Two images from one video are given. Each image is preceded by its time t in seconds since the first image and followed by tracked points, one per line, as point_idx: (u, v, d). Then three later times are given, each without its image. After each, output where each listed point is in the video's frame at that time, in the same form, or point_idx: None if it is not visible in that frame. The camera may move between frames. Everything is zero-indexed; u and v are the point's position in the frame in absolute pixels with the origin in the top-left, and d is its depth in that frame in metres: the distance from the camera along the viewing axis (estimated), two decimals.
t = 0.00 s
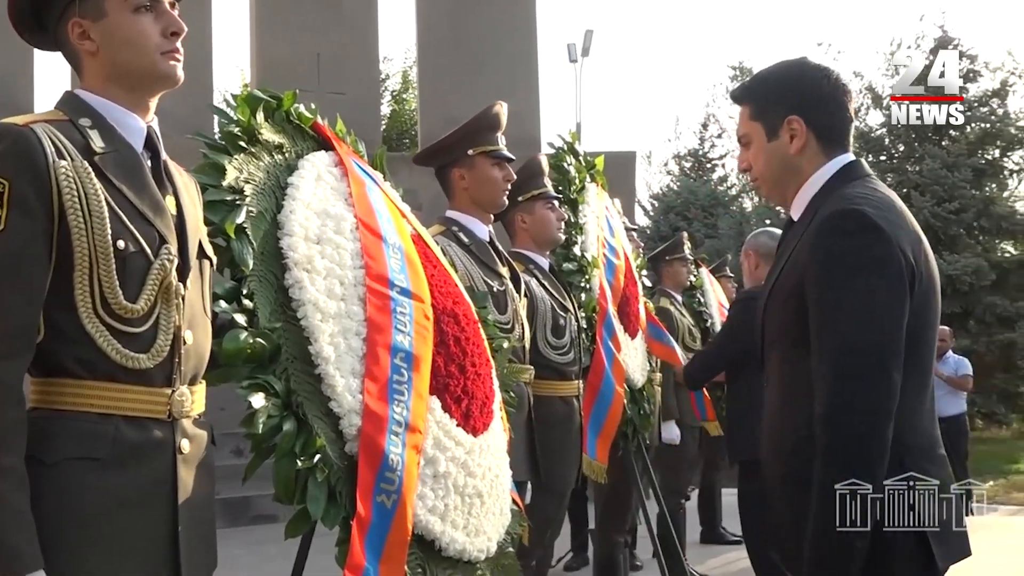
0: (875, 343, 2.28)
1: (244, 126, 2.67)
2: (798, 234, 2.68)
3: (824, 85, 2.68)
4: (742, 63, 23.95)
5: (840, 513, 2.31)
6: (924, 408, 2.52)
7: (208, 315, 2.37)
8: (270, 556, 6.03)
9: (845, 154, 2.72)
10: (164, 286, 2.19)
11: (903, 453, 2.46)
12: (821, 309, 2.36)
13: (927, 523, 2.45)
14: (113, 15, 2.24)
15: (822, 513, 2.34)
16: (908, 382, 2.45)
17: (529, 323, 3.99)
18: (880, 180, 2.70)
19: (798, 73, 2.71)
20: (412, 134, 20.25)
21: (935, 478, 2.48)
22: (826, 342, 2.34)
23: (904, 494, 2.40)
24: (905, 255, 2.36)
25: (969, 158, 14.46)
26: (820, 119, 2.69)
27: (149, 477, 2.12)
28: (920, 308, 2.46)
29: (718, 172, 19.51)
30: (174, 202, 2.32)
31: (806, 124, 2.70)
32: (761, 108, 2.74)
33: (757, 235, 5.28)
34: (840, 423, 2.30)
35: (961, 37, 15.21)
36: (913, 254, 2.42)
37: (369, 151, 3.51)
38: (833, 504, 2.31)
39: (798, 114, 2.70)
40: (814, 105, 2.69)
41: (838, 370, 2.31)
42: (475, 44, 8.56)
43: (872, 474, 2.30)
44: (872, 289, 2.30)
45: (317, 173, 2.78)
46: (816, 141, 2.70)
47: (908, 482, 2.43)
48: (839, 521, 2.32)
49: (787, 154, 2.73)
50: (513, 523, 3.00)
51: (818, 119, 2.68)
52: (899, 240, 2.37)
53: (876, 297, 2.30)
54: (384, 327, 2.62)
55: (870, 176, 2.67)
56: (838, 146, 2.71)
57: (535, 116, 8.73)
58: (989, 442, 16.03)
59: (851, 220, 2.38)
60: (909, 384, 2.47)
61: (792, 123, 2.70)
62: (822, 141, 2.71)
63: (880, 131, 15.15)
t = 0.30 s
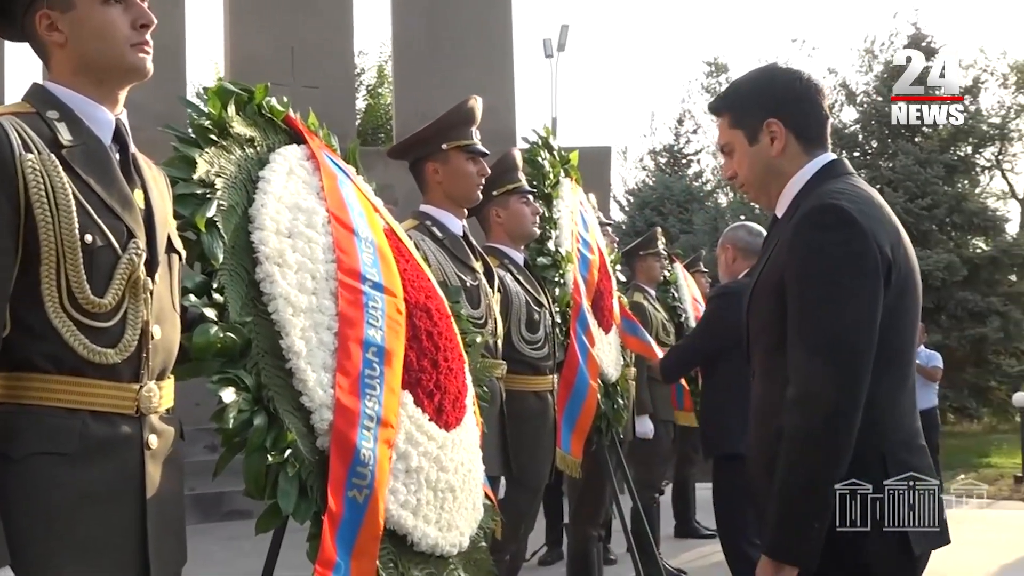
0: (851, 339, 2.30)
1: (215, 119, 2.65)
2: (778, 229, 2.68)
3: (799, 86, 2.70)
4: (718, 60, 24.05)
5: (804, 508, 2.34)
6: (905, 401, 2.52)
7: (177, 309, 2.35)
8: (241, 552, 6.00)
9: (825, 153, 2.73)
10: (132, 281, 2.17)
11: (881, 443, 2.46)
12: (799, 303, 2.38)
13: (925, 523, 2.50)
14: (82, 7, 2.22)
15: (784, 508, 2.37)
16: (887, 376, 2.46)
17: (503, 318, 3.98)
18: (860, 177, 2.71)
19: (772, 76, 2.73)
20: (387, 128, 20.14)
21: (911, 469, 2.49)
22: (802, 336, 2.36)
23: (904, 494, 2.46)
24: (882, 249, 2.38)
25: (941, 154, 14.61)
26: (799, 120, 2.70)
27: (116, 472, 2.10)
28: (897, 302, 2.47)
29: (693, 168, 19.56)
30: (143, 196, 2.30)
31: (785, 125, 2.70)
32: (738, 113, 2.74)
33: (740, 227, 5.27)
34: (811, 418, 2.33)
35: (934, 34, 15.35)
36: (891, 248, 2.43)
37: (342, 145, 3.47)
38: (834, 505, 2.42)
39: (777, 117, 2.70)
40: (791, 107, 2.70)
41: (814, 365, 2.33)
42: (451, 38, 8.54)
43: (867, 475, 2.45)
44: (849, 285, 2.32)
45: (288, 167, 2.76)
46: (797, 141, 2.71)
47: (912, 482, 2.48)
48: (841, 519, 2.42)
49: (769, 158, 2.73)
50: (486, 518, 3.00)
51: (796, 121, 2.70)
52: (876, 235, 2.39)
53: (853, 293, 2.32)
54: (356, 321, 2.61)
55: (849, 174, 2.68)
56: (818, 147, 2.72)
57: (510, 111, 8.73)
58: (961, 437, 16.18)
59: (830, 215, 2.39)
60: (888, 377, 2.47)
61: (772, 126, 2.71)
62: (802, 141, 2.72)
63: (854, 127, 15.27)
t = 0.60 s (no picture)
0: (832, 331, 2.32)
1: (189, 113, 2.63)
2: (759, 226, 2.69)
3: (770, 90, 2.73)
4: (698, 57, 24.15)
5: (795, 504, 2.34)
6: (891, 391, 2.52)
7: (149, 303, 2.33)
8: (218, 548, 5.98)
9: (799, 155, 2.74)
10: (104, 274, 2.15)
11: (874, 427, 2.46)
12: (782, 296, 2.40)
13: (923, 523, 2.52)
14: None
15: (777, 504, 2.37)
16: (871, 369, 2.47)
17: (480, 313, 3.97)
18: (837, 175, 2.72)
19: (742, 84, 2.75)
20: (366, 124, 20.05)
21: (899, 454, 2.49)
22: (788, 331, 2.38)
23: (905, 493, 2.48)
24: (861, 239, 2.39)
25: (918, 150, 14.72)
26: (772, 124, 2.71)
27: (87, 466, 2.08)
28: (880, 293, 2.48)
29: (672, 163, 19.61)
30: (115, 189, 2.28)
31: (761, 130, 2.72)
32: (714, 122, 2.75)
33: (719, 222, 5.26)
34: (800, 413, 2.34)
35: (910, 31, 15.46)
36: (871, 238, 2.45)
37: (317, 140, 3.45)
38: (833, 504, 2.44)
39: (752, 122, 2.71)
40: (763, 112, 2.72)
41: (800, 359, 2.35)
42: (430, 33, 8.55)
43: (867, 475, 2.46)
44: (828, 277, 2.34)
45: (263, 160, 2.74)
46: (773, 145, 2.72)
47: (911, 483, 2.50)
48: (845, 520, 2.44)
49: (747, 163, 2.73)
50: (462, 513, 2.99)
51: (769, 125, 2.71)
52: (855, 225, 2.40)
53: (833, 284, 2.33)
54: (331, 315, 2.60)
55: (826, 172, 2.69)
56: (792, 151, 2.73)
57: (488, 106, 8.74)
58: (937, 431, 16.30)
59: (810, 206, 2.41)
60: (872, 367, 2.47)
61: (747, 132, 2.72)
62: (777, 144, 2.72)
63: (831, 124, 15.37)
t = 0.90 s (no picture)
0: (823, 319, 2.32)
1: (164, 102, 2.61)
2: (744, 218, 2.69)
3: (741, 93, 2.77)
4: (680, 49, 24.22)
5: (792, 493, 2.34)
6: (884, 365, 2.55)
7: (125, 292, 2.32)
8: (198, 540, 5.98)
9: (779, 151, 2.75)
10: (78, 263, 2.13)
11: (873, 412, 2.48)
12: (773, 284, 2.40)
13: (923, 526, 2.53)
14: None
15: (774, 495, 2.37)
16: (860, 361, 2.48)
17: (460, 304, 3.95)
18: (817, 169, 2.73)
19: (713, 92, 2.80)
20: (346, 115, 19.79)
21: (894, 437, 2.51)
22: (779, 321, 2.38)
23: (905, 493, 2.48)
24: (846, 225, 2.40)
25: (898, 142, 14.78)
26: (746, 124, 2.74)
27: (62, 457, 2.06)
28: (866, 281, 2.49)
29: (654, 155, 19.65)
30: (89, 177, 2.26)
31: (736, 132, 2.74)
32: (689, 131, 2.79)
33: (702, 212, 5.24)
34: (794, 402, 2.34)
35: (890, 24, 15.53)
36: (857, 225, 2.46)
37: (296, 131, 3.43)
38: (832, 504, 2.46)
39: (726, 125, 2.75)
40: (739, 116, 2.75)
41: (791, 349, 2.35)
42: (408, 24, 8.56)
43: (867, 474, 2.46)
44: (817, 264, 2.35)
45: (241, 150, 2.72)
46: (750, 144, 2.74)
47: (912, 483, 2.50)
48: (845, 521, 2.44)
49: (725, 166, 2.76)
50: (443, 503, 2.99)
51: (745, 126, 2.74)
52: (841, 211, 2.41)
53: (822, 271, 2.34)
54: (309, 306, 2.59)
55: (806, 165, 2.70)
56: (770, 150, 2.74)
57: (469, 98, 8.76)
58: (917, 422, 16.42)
59: (795, 193, 2.42)
60: (860, 354, 2.48)
61: (723, 135, 2.75)
62: (755, 144, 2.74)
63: (812, 116, 15.46)
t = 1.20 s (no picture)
0: (813, 308, 2.32)
1: (144, 91, 2.58)
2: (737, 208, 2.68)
3: (745, 78, 2.76)
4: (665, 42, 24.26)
5: (777, 486, 2.34)
6: (870, 355, 2.55)
7: (104, 282, 2.30)
8: (180, 532, 5.96)
9: (777, 140, 2.74)
10: (57, 253, 2.11)
11: (856, 405, 2.47)
12: (764, 274, 2.40)
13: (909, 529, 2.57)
14: None
15: (759, 487, 2.36)
16: (848, 353, 2.48)
17: (443, 295, 3.94)
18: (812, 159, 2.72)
19: (715, 75, 2.78)
20: (330, 107, 19.65)
21: (876, 429, 2.50)
22: (768, 309, 2.38)
23: (905, 494, 2.51)
24: (838, 215, 2.39)
25: (881, 135, 14.79)
26: (746, 111, 2.73)
27: (39, 448, 2.05)
28: (856, 272, 2.48)
29: (638, 148, 19.66)
30: (68, 167, 2.23)
31: (735, 118, 2.73)
32: (688, 115, 2.78)
33: (686, 200, 5.05)
34: (781, 392, 2.34)
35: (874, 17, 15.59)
36: (849, 215, 2.46)
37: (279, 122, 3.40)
38: (834, 504, 2.44)
39: (725, 110, 2.73)
40: (738, 103, 2.74)
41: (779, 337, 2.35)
42: (392, 15, 8.55)
43: (867, 474, 2.46)
44: (806, 253, 2.34)
45: (222, 140, 2.69)
46: (748, 131, 2.72)
47: (911, 485, 2.53)
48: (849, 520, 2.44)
49: (724, 151, 2.74)
50: (424, 495, 2.99)
51: (744, 113, 2.73)
52: (834, 201, 2.41)
53: (811, 260, 2.34)
54: (291, 297, 2.58)
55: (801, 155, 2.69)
56: (769, 138, 2.73)
57: (453, 89, 8.74)
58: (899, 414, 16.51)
59: (789, 181, 2.42)
60: (846, 344, 2.48)
61: (722, 120, 2.73)
62: (753, 132, 2.73)
63: (796, 109, 15.50)
